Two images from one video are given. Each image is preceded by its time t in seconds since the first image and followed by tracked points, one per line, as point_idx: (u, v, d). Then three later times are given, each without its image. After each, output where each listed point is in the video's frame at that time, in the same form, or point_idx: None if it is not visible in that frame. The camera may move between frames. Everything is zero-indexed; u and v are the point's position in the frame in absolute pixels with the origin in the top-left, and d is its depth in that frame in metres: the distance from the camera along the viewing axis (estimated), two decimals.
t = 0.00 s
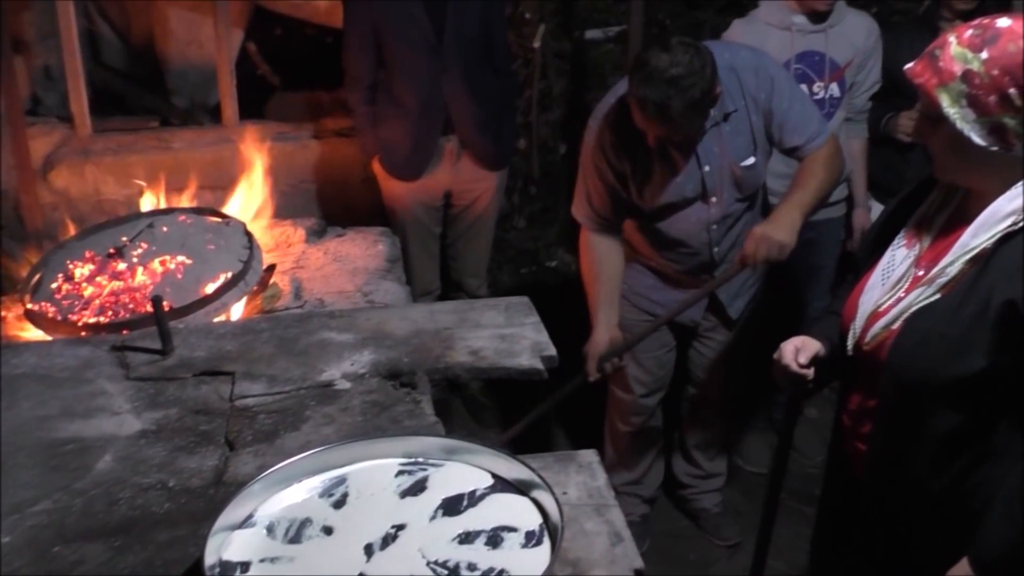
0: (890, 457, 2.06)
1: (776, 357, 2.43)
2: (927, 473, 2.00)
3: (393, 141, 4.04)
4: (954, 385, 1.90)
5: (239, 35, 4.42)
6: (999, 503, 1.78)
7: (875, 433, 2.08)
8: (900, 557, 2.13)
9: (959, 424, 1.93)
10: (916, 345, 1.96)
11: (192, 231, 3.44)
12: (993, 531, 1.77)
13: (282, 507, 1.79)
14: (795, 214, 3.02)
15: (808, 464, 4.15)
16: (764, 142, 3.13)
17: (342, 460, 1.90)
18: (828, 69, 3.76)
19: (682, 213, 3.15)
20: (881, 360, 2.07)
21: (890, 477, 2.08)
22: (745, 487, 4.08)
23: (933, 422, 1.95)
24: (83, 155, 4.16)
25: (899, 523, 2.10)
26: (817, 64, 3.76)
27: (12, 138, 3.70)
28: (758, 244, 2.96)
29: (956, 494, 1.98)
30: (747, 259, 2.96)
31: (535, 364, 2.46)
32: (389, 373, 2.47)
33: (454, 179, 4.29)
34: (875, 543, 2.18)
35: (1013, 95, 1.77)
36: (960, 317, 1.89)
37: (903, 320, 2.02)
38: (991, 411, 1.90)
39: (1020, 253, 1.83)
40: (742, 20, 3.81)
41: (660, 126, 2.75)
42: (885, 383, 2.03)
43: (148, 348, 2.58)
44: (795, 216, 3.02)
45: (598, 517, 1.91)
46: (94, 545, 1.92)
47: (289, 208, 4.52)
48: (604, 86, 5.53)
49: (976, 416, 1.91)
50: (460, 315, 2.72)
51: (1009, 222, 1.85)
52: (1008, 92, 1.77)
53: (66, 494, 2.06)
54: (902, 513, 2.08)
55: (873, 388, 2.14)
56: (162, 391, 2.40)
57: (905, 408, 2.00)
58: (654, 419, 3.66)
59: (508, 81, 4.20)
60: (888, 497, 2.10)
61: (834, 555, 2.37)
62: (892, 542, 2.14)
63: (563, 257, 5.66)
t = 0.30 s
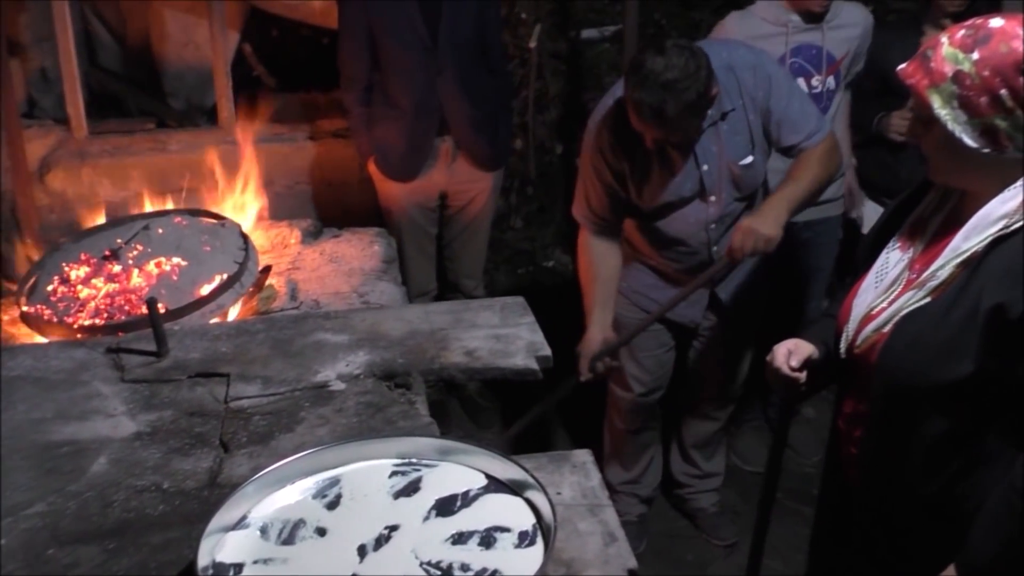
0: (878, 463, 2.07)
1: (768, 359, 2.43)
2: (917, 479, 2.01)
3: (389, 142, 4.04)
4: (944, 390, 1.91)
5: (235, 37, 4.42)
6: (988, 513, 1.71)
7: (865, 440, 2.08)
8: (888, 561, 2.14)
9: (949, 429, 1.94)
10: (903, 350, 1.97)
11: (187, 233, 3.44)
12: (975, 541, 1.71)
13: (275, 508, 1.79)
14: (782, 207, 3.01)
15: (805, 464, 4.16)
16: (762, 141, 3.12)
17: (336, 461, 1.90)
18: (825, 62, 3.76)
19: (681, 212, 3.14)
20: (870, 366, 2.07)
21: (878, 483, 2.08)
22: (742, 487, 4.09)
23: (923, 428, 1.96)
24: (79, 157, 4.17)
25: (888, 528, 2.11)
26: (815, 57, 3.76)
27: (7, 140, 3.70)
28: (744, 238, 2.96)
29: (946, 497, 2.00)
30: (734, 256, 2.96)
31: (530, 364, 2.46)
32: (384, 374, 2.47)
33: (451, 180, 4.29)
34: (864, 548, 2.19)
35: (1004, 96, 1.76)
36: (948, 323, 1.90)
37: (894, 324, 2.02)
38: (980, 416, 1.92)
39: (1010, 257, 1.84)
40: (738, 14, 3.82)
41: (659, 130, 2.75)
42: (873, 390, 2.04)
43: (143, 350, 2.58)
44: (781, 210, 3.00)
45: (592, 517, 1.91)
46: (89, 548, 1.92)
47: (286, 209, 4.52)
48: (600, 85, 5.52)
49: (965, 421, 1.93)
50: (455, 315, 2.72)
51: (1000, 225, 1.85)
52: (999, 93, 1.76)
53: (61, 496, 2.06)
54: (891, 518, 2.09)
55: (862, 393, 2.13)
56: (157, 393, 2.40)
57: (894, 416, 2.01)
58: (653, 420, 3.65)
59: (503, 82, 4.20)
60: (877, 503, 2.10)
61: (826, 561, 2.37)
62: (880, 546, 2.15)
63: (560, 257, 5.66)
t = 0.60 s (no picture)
0: (863, 466, 2.08)
1: (757, 361, 2.44)
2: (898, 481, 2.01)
3: (383, 140, 4.04)
4: (925, 396, 1.91)
5: (227, 35, 4.40)
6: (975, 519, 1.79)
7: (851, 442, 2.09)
8: (866, 560, 2.16)
9: (928, 435, 1.93)
10: (889, 355, 1.96)
11: (180, 232, 3.43)
12: (960, 547, 1.80)
13: (267, 507, 1.78)
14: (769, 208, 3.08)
15: (801, 459, 4.16)
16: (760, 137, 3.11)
17: (329, 459, 1.90)
18: (824, 54, 3.76)
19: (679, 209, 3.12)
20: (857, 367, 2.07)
21: (863, 485, 2.09)
22: (738, 483, 4.09)
23: (904, 433, 1.96)
24: (72, 157, 4.16)
25: (874, 529, 2.11)
26: (812, 49, 3.75)
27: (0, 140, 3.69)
28: (735, 236, 3.01)
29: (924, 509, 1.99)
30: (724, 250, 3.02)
31: (523, 361, 2.46)
32: (377, 372, 2.46)
33: (445, 177, 4.28)
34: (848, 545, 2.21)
35: (993, 97, 1.76)
36: (936, 323, 1.89)
37: (879, 328, 2.02)
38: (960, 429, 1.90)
39: (997, 260, 1.81)
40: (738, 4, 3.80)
41: (662, 132, 2.74)
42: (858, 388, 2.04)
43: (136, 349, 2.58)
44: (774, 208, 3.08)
45: (585, 513, 1.91)
46: (81, 548, 1.92)
47: (281, 208, 4.52)
48: (594, 82, 5.52)
49: (944, 431, 1.91)
50: (449, 313, 2.72)
51: (988, 228, 1.83)
52: (988, 94, 1.76)
53: (53, 497, 2.06)
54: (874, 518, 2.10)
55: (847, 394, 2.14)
56: (150, 393, 2.40)
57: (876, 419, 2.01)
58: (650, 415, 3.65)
59: (497, 80, 4.20)
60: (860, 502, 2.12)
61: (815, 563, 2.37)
62: (860, 546, 2.17)
63: (555, 254, 5.61)
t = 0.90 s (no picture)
0: (852, 468, 2.10)
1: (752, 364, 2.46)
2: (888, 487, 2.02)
3: (378, 138, 4.03)
4: (913, 402, 1.92)
5: (224, 33, 4.40)
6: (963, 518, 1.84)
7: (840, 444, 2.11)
8: (851, 560, 2.17)
9: (917, 441, 1.94)
10: (879, 357, 1.98)
11: (176, 231, 3.43)
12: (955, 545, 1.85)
13: (265, 505, 1.79)
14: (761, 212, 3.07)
15: (798, 454, 4.17)
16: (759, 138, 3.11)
17: (327, 457, 1.90)
18: (816, 49, 3.77)
19: (681, 211, 3.13)
20: (850, 368, 2.09)
21: (853, 487, 2.11)
22: (735, 479, 4.10)
23: (891, 438, 1.98)
24: (68, 155, 4.15)
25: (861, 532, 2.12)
26: (806, 45, 3.75)
27: None
28: (726, 238, 3.02)
29: (913, 513, 2.00)
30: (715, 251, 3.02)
31: (520, 358, 2.47)
32: (375, 369, 2.47)
33: (441, 175, 4.29)
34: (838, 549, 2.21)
35: (988, 99, 1.76)
36: (927, 326, 1.90)
37: (872, 331, 2.05)
38: (949, 438, 1.90)
39: (989, 264, 1.80)
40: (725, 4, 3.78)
41: (665, 140, 2.74)
42: (851, 389, 2.05)
43: (133, 348, 2.57)
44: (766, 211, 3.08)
45: (583, 509, 1.92)
46: (79, 547, 1.92)
47: (278, 206, 4.52)
48: (590, 79, 5.51)
49: (931, 439, 1.92)
50: (446, 310, 2.72)
51: (983, 233, 1.83)
52: (985, 95, 1.76)
53: (51, 496, 2.06)
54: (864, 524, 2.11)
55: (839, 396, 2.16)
56: (148, 391, 2.40)
57: (865, 423, 2.03)
58: (648, 412, 3.66)
59: (492, 77, 4.20)
60: (851, 504, 2.13)
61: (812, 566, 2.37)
62: (847, 547, 2.18)
63: (552, 251, 5.68)
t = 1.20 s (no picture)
0: (850, 464, 2.11)
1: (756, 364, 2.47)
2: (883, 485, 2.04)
3: (377, 132, 4.02)
4: (909, 402, 1.92)
5: (223, 28, 4.39)
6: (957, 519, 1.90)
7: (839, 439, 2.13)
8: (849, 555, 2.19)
9: (913, 440, 1.95)
10: (877, 357, 1.99)
11: (178, 225, 3.43)
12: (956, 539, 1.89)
13: (269, 498, 1.79)
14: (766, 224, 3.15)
15: (799, 448, 4.18)
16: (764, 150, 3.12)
17: (331, 450, 1.90)
18: (815, 42, 3.76)
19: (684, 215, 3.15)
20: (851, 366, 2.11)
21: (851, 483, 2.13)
22: (736, 472, 4.11)
23: (887, 438, 1.99)
24: (68, 150, 4.15)
25: (859, 528, 2.14)
26: (805, 38, 3.75)
27: None
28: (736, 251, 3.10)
29: (908, 509, 2.02)
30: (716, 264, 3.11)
31: (522, 352, 2.47)
32: (376, 363, 2.47)
33: (441, 169, 4.29)
34: (833, 546, 2.24)
35: (998, 98, 1.76)
36: (926, 329, 1.90)
37: (875, 330, 2.05)
38: (947, 437, 1.92)
39: (991, 266, 1.80)
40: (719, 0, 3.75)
41: (681, 164, 2.74)
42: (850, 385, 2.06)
43: (135, 342, 2.57)
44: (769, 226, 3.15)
45: (586, 502, 1.92)
46: (82, 541, 1.92)
47: (280, 200, 4.54)
48: (590, 72, 5.51)
49: (926, 439, 1.94)
50: (448, 304, 2.72)
51: (987, 233, 1.82)
52: (995, 94, 1.77)
53: (54, 490, 2.06)
54: (860, 522, 2.12)
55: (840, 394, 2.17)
56: (150, 385, 2.40)
57: (862, 422, 2.04)
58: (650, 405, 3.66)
59: (493, 71, 4.20)
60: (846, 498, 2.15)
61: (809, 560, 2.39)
62: (844, 543, 2.19)
63: (552, 245, 5.69)
